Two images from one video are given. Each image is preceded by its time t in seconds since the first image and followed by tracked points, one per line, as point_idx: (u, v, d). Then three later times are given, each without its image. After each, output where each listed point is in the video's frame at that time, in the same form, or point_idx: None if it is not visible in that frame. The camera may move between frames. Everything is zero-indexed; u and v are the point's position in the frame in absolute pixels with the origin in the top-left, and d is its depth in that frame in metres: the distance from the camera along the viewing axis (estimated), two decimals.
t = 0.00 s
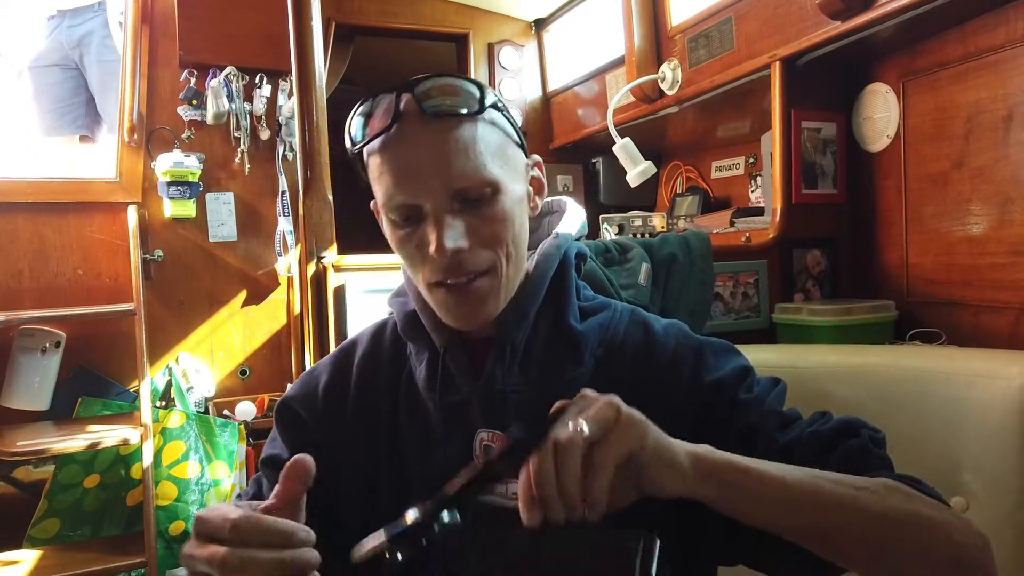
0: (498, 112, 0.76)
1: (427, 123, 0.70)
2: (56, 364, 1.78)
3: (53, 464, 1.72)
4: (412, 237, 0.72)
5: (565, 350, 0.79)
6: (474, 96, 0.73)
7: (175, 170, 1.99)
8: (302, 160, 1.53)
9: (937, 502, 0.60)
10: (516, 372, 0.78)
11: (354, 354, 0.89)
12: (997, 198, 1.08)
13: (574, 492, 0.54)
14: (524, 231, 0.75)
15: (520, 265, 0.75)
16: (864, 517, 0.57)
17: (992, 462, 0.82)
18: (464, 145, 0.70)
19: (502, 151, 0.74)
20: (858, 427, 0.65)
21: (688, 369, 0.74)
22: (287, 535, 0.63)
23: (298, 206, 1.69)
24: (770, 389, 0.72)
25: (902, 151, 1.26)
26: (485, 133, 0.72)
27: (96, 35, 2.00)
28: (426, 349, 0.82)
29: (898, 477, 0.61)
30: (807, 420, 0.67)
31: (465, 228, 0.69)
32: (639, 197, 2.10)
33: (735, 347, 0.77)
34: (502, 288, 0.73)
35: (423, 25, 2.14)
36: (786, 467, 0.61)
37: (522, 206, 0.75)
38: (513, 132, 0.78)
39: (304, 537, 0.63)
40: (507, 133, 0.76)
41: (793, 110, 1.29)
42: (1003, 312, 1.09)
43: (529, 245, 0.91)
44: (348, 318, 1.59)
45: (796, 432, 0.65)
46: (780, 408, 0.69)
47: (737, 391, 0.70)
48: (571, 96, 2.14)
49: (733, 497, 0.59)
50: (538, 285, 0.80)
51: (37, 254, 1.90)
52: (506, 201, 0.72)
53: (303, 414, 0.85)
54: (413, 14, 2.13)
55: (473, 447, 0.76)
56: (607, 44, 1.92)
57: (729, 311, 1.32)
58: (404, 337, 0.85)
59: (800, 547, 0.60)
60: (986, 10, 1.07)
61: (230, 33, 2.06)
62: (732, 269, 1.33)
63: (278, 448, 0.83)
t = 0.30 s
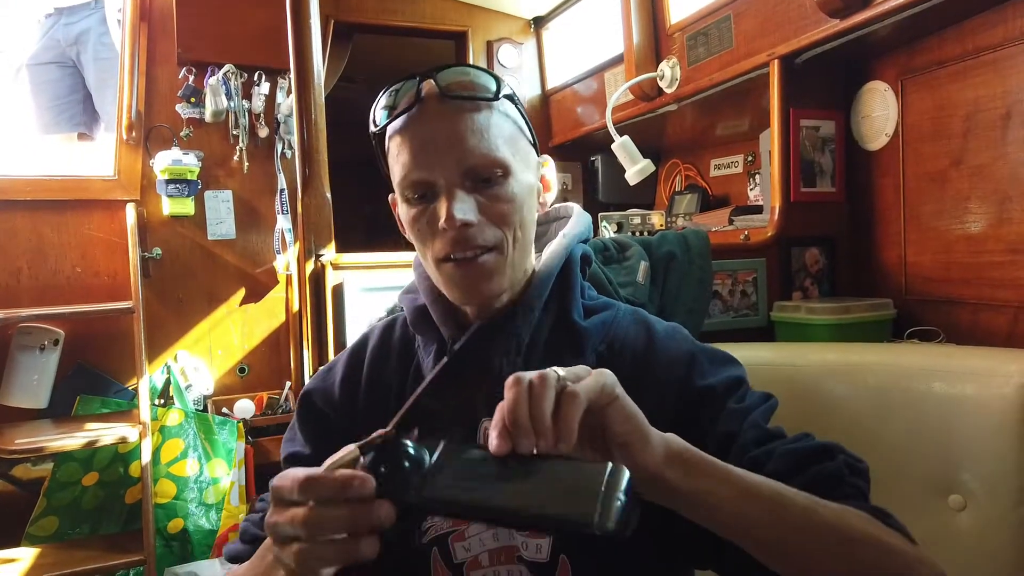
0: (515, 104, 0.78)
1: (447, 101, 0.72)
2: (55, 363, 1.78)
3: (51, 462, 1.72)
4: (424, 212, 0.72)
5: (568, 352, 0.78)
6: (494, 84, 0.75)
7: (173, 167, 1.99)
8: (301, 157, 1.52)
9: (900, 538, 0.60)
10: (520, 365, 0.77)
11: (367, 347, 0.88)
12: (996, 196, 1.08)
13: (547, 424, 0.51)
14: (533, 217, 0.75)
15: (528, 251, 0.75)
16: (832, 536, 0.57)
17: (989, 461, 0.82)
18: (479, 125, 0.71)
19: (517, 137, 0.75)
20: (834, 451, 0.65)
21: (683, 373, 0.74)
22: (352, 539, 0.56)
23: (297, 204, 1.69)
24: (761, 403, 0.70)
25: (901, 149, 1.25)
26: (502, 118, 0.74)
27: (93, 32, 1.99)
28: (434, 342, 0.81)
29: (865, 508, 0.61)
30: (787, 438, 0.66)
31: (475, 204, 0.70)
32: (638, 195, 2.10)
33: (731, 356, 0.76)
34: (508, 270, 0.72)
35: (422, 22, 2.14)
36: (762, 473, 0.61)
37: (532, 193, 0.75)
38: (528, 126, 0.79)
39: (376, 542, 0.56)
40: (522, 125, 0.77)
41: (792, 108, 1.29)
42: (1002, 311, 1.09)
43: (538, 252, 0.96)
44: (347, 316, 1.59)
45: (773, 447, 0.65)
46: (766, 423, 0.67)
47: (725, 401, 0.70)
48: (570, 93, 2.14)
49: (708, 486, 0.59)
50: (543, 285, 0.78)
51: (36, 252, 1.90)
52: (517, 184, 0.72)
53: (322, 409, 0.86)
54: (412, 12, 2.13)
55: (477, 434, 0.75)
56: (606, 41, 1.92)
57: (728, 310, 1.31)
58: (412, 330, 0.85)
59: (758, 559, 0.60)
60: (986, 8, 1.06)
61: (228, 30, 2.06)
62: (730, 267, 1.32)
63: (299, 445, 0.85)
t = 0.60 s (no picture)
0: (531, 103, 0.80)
1: (469, 88, 0.73)
2: (55, 360, 1.79)
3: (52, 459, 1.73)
4: (438, 196, 0.70)
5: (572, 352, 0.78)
6: (514, 81, 0.77)
7: (174, 165, 1.98)
8: (302, 155, 1.52)
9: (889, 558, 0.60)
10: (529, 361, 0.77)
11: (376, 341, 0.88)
12: (996, 194, 1.08)
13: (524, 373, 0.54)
14: (544, 210, 0.75)
15: (538, 242, 0.74)
16: (826, 555, 0.58)
17: (990, 459, 0.82)
18: (498, 113, 0.72)
19: (532, 131, 0.76)
20: (828, 466, 0.65)
21: (683, 374, 0.74)
22: (329, 467, 0.53)
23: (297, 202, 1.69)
24: (760, 411, 0.69)
25: (901, 146, 1.26)
26: (519, 111, 0.75)
27: (91, 30, 1.99)
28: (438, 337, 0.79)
29: (856, 526, 0.61)
30: (779, 449, 0.66)
31: (491, 187, 0.69)
32: (639, 193, 2.10)
33: (734, 364, 0.76)
34: (519, 257, 0.71)
35: (422, 20, 2.14)
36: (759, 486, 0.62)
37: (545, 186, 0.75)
38: (540, 126, 0.81)
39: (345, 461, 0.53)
40: (535, 123, 0.79)
41: (792, 106, 1.29)
42: (1003, 309, 1.09)
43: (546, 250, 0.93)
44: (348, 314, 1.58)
45: (764, 457, 0.64)
46: (759, 432, 0.67)
47: (722, 406, 0.70)
48: (570, 91, 2.13)
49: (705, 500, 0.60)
50: (548, 286, 0.79)
51: (36, 250, 1.90)
52: (531, 173, 0.72)
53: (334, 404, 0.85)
54: (412, 9, 2.12)
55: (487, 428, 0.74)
56: (607, 39, 1.92)
57: (728, 308, 1.32)
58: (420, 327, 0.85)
59: (744, 569, 0.62)
60: (987, 6, 1.06)
61: (228, 28, 2.06)
62: (730, 266, 1.32)
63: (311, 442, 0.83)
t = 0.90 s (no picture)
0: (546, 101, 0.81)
1: (491, 82, 0.73)
2: (56, 358, 1.79)
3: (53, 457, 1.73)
4: (457, 186, 0.70)
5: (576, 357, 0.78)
6: (533, 79, 0.78)
7: (174, 163, 1.98)
8: (303, 153, 1.52)
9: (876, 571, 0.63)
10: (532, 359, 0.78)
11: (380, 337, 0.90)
12: (997, 192, 1.08)
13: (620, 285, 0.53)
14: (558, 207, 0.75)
15: (551, 239, 0.74)
16: (814, 564, 0.60)
17: (991, 457, 0.83)
18: (519, 107, 0.72)
19: (548, 128, 0.76)
20: (824, 479, 0.67)
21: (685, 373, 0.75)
22: (318, 449, 0.55)
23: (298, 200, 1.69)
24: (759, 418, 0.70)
25: (902, 145, 1.26)
26: (538, 108, 0.76)
27: (91, 28, 1.99)
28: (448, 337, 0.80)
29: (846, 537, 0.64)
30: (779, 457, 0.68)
31: (512, 179, 0.68)
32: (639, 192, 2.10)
33: (734, 367, 0.77)
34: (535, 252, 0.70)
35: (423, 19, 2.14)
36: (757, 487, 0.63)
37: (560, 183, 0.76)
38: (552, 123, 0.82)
39: (338, 438, 0.56)
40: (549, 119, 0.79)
41: (793, 104, 1.28)
42: (1005, 307, 1.09)
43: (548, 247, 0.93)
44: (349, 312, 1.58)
45: (763, 461, 0.66)
46: (761, 437, 0.68)
47: (724, 409, 0.71)
48: (571, 90, 2.13)
49: (695, 496, 0.60)
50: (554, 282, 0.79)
51: (36, 249, 1.90)
52: (548, 169, 0.72)
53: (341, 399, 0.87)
54: (413, 7, 2.12)
55: (489, 426, 0.74)
56: (608, 37, 1.92)
57: (731, 306, 1.34)
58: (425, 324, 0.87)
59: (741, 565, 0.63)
60: (988, 4, 1.06)
61: (229, 26, 2.06)
62: (732, 264, 1.34)
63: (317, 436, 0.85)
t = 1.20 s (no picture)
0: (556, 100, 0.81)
1: (501, 80, 0.73)
2: (57, 357, 1.78)
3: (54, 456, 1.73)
4: (465, 185, 0.70)
5: (580, 354, 0.78)
6: (543, 78, 0.78)
7: (176, 162, 1.98)
8: (304, 152, 1.52)
9: None
10: (539, 357, 0.77)
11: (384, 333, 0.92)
12: (998, 192, 1.08)
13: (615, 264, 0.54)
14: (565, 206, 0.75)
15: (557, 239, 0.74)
16: (804, 557, 0.60)
17: (991, 458, 0.83)
18: (529, 106, 0.72)
19: (558, 127, 0.76)
20: (817, 480, 0.67)
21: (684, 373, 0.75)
22: (375, 448, 0.49)
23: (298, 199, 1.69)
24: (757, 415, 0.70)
25: (903, 144, 1.26)
26: (548, 107, 0.76)
27: (91, 26, 1.99)
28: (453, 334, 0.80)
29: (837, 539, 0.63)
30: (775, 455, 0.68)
31: (520, 179, 0.69)
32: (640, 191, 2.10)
33: (731, 366, 0.77)
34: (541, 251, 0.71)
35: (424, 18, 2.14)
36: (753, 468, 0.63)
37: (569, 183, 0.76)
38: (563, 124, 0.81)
39: (395, 432, 0.49)
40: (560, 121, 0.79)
41: (795, 104, 1.28)
42: (1006, 306, 1.09)
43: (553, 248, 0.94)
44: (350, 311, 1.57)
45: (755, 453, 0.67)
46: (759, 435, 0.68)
47: (719, 407, 0.71)
48: (571, 89, 2.13)
49: (682, 460, 0.60)
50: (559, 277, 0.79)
51: (37, 247, 1.90)
52: (557, 169, 0.72)
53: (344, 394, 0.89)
54: (413, 6, 2.12)
55: (494, 425, 0.74)
56: (609, 37, 1.92)
57: (731, 305, 1.34)
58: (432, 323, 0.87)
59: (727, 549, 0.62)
60: (989, 3, 1.06)
61: (230, 24, 2.06)
62: (733, 263, 1.34)
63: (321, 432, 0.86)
